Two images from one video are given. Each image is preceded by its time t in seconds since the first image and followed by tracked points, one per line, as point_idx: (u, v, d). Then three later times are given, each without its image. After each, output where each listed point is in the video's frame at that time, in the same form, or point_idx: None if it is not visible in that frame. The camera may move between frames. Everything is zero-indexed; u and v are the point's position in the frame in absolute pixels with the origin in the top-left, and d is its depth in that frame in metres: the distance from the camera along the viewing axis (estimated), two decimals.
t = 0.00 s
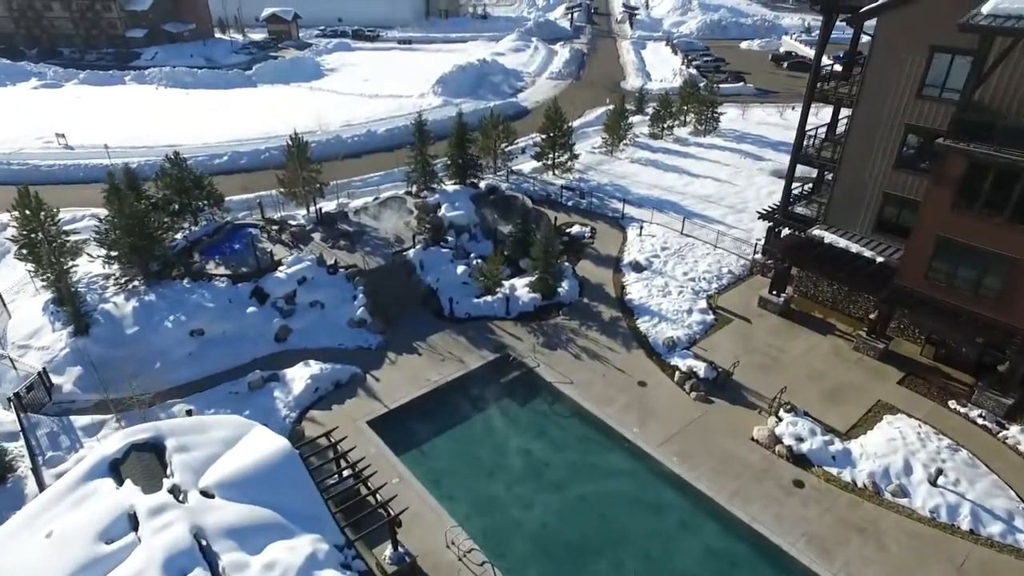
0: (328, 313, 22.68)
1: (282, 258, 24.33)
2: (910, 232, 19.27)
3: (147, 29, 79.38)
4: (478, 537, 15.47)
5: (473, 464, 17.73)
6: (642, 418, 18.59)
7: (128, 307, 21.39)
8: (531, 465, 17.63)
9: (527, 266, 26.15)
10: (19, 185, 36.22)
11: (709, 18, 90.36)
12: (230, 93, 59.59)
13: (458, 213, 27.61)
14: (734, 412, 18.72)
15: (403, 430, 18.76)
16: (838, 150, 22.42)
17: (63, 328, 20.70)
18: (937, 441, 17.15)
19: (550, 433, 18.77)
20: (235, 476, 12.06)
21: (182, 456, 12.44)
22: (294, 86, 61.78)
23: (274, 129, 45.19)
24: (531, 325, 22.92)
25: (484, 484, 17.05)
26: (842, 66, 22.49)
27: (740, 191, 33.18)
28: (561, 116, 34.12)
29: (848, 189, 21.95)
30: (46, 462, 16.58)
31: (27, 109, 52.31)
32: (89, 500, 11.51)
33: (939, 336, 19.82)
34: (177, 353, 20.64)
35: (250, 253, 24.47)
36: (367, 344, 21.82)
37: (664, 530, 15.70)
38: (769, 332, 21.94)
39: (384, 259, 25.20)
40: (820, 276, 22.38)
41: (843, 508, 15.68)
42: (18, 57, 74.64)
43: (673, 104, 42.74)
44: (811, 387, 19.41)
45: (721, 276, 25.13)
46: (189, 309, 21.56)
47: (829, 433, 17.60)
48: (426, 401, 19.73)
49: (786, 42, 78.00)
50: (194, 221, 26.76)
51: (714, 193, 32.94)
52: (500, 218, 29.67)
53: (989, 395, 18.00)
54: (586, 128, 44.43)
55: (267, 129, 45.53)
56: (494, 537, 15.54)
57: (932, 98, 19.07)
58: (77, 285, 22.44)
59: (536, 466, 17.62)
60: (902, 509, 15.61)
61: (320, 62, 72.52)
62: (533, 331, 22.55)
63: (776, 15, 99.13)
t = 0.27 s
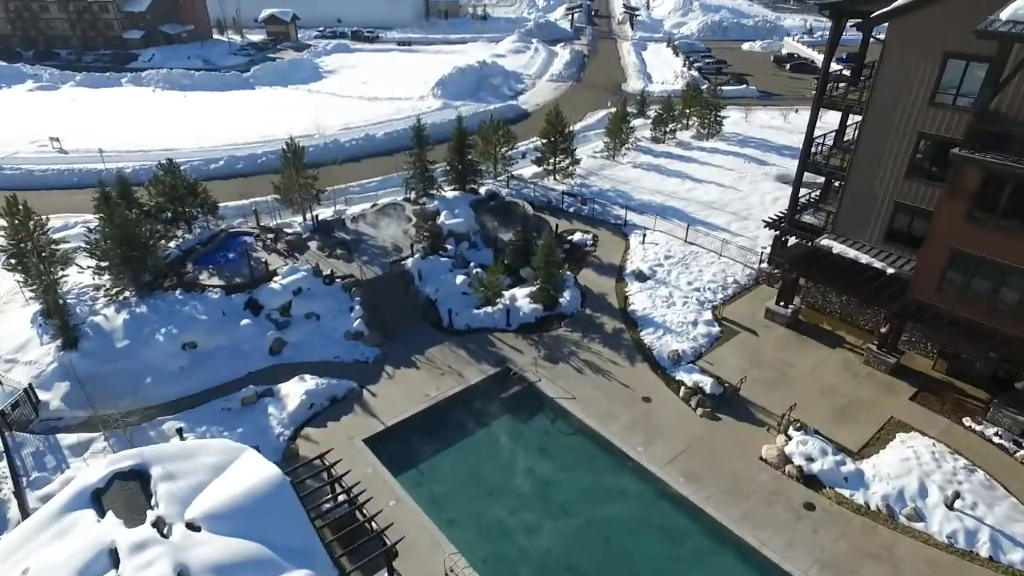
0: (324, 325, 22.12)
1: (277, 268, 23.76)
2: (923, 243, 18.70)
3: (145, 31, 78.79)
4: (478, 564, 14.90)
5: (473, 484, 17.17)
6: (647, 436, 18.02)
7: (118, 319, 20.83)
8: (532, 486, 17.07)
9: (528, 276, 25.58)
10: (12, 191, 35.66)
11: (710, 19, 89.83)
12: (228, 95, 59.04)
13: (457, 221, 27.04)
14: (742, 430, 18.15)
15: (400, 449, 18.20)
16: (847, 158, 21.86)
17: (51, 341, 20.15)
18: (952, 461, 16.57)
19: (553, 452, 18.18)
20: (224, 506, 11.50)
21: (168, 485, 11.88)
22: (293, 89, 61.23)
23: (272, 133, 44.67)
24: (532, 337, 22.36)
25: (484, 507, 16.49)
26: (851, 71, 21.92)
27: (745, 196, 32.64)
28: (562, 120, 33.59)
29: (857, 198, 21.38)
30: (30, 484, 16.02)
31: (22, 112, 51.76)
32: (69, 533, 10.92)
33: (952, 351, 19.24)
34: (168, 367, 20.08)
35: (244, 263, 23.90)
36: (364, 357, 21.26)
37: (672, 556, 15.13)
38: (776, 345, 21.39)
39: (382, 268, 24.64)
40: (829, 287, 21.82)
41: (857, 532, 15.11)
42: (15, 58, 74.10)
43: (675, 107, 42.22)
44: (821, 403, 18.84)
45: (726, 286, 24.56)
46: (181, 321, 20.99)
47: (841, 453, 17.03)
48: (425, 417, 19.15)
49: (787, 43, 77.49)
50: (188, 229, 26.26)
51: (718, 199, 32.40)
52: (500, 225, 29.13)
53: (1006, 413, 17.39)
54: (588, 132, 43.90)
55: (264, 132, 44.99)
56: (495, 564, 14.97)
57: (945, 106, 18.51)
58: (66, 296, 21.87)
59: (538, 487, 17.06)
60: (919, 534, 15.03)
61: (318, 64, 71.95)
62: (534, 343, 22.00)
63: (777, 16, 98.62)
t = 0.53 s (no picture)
0: (321, 335, 21.65)
1: (273, 276, 23.27)
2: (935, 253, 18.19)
3: (143, 31, 78.18)
4: None
5: (473, 502, 16.68)
6: (652, 452, 17.53)
7: (109, 329, 20.31)
8: (534, 505, 16.58)
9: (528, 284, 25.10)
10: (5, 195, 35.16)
11: (711, 19, 89.37)
12: (225, 97, 58.52)
13: (456, 227, 26.54)
14: (750, 445, 17.65)
15: (398, 465, 17.71)
16: (856, 165, 21.37)
17: (40, 353, 19.64)
18: (967, 479, 16.08)
19: (555, 468, 17.69)
20: (213, 533, 11.01)
21: (156, 510, 11.38)
22: (291, 90, 60.74)
23: (270, 136, 44.19)
24: (534, 347, 21.88)
25: (484, 527, 16.01)
26: (859, 76, 21.44)
27: (748, 201, 32.15)
28: (563, 124, 33.10)
29: (866, 205, 20.90)
30: (17, 502, 15.52)
31: (18, 114, 51.26)
32: (49, 563, 10.41)
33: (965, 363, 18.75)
34: (160, 379, 19.59)
35: (238, 271, 23.42)
36: (361, 368, 20.78)
37: None
38: (783, 356, 20.92)
39: (380, 276, 24.15)
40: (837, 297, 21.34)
41: (870, 554, 14.61)
42: (11, 60, 73.58)
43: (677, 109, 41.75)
44: (830, 417, 18.36)
45: (731, 295, 24.09)
46: (173, 331, 20.49)
47: (852, 470, 16.54)
48: (423, 431, 18.66)
49: (789, 44, 77.05)
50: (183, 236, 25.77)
51: (722, 203, 31.92)
52: (500, 232, 28.67)
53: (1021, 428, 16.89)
54: (589, 135, 43.44)
55: (262, 135, 44.50)
56: None
57: (958, 113, 18.02)
58: (56, 306, 21.35)
59: (540, 505, 16.58)
60: (935, 556, 14.51)
61: (317, 65, 71.44)
62: (535, 354, 21.51)
63: (778, 16, 98.19)
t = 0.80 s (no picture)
0: (316, 348, 21.08)
1: (267, 286, 22.70)
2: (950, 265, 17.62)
3: (140, 32, 77.48)
4: None
5: (472, 525, 16.11)
6: (658, 471, 16.96)
7: (98, 343, 19.75)
8: (536, 528, 16.02)
9: (529, 293, 24.53)
10: None
11: (713, 20, 88.81)
12: (223, 99, 57.91)
13: (456, 235, 25.96)
14: (759, 464, 17.09)
15: (395, 485, 17.14)
16: (866, 172, 20.82)
17: (27, 368, 19.08)
18: (984, 501, 15.52)
19: (557, 488, 17.12)
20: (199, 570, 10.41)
21: (139, 545, 10.79)
22: (289, 92, 60.14)
23: (267, 139, 43.61)
24: (535, 360, 21.30)
25: (485, 551, 15.44)
26: (870, 81, 20.86)
27: (754, 207, 31.58)
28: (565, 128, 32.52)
29: (877, 213, 20.32)
30: None
31: (13, 116, 50.67)
32: None
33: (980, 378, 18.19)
34: (150, 395, 19.01)
35: (232, 280, 22.86)
36: (358, 382, 20.21)
37: None
38: (791, 369, 20.34)
39: (377, 286, 23.57)
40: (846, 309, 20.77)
41: None
42: (8, 61, 72.96)
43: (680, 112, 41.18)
44: (841, 434, 17.78)
45: (737, 305, 23.51)
46: (164, 345, 19.91)
47: (865, 491, 15.98)
48: (421, 449, 18.09)
49: (791, 45, 76.49)
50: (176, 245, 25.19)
51: (726, 209, 31.35)
52: (501, 239, 28.10)
53: None
54: (590, 138, 42.87)
55: (260, 138, 43.92)
56: None
57: (974, 120, 17.45)
58: (45, 318, 20.77)
59: (543, 528, 16.01)
60: None
61: (316, 66, 70.82)
62: (536, 367, 20.95)
63: (780, 17, 97.55)
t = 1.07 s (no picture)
0: (312, 359, 20.61)
1: (263, 295, 22.19)
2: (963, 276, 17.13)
3: (138, 33, 76.85)
4: None
5: (473, 546, 15.64)
6: (663, 489, 16.48)
7: (88, 355, 19.24)
8: (538, 549, 15.53)
9: (530, 301, 24.07)
10: None
11: (714, 21, 88.34)
12: (220, 101, 57.38)
13: (455, 242, 25.48)
14: (767, 482, 16.60)
15: (393, 504, 16.65)
16: (876, 180, 20.34)
17: (14, 382, 18.56)
18: (1001, 522, 15.04)
19: (560, 506, 16.62)
20: None
21: None
22: (288, 94, 59.63)
23: (265, 142, 43.12)
24: (536, 371, 20.81)
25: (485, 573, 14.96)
26: (879, 85, 20.37)
27: (758, 213, 31.11)
28: (566, 132, 32.00)
29: (887, 221, 19.84)
30: None
31: (8, 119, 50.14)
32: None
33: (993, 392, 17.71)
34: (141, 409, 18.50)
35: (227, 290, 22.42)
36: (355, 395, 19.72)
37: None
38: (799, 382, 19.85)
39: (375, 295, 23.09)
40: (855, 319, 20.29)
41: None
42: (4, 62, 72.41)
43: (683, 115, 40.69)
44: (851, 451, 17.28)
45: (742, 315, 23.04)
46: (156, 357, 19.40)
47: (877, 511, 15.48)
48: (420, 465, 17.62)
49: (793, 46, 76.04)
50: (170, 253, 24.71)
51: (730, 215, 30.88)
52: (502, 245, 27.65)
53: None
54: (592, 141, 42.40)
55: (257, 141, 43.44)
56: None
57: (988, 127, 16.96)
58: (34, 329, 20.26)
59: (546, 550, 15.50)
60: None
61: (315, 67, 70.32)
62: (538, 379, 20.46)
63: (782, 17, 97.05)
